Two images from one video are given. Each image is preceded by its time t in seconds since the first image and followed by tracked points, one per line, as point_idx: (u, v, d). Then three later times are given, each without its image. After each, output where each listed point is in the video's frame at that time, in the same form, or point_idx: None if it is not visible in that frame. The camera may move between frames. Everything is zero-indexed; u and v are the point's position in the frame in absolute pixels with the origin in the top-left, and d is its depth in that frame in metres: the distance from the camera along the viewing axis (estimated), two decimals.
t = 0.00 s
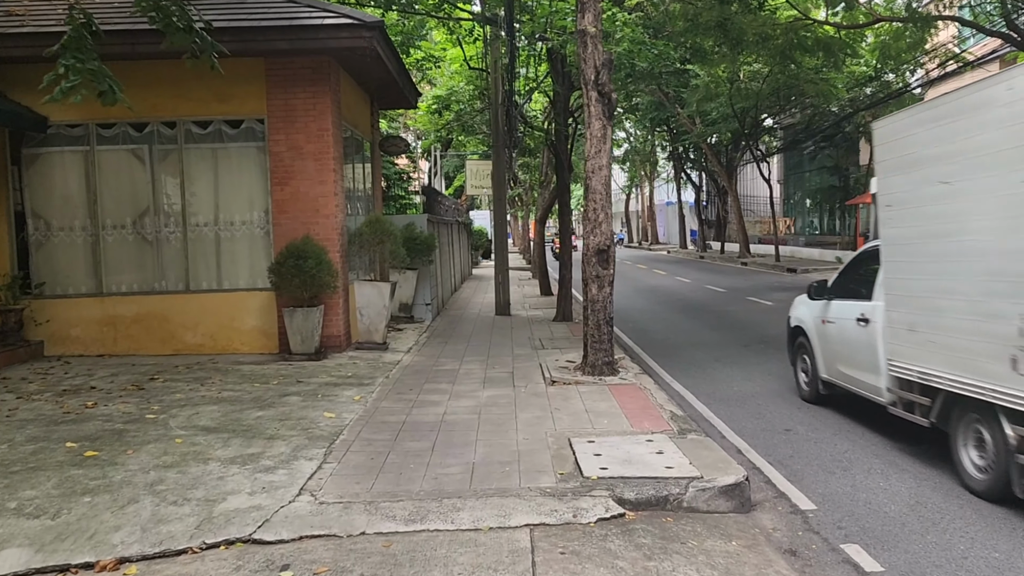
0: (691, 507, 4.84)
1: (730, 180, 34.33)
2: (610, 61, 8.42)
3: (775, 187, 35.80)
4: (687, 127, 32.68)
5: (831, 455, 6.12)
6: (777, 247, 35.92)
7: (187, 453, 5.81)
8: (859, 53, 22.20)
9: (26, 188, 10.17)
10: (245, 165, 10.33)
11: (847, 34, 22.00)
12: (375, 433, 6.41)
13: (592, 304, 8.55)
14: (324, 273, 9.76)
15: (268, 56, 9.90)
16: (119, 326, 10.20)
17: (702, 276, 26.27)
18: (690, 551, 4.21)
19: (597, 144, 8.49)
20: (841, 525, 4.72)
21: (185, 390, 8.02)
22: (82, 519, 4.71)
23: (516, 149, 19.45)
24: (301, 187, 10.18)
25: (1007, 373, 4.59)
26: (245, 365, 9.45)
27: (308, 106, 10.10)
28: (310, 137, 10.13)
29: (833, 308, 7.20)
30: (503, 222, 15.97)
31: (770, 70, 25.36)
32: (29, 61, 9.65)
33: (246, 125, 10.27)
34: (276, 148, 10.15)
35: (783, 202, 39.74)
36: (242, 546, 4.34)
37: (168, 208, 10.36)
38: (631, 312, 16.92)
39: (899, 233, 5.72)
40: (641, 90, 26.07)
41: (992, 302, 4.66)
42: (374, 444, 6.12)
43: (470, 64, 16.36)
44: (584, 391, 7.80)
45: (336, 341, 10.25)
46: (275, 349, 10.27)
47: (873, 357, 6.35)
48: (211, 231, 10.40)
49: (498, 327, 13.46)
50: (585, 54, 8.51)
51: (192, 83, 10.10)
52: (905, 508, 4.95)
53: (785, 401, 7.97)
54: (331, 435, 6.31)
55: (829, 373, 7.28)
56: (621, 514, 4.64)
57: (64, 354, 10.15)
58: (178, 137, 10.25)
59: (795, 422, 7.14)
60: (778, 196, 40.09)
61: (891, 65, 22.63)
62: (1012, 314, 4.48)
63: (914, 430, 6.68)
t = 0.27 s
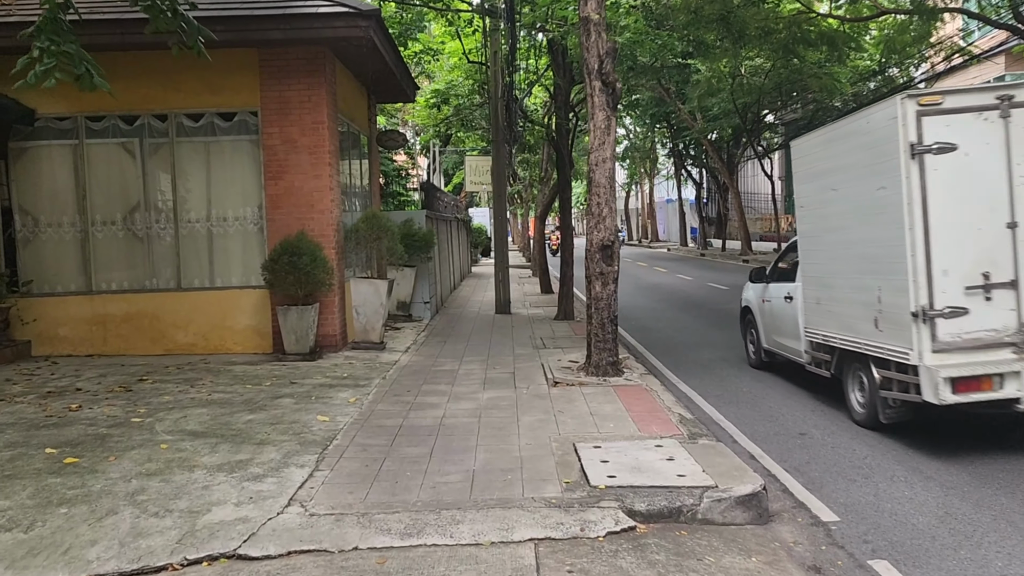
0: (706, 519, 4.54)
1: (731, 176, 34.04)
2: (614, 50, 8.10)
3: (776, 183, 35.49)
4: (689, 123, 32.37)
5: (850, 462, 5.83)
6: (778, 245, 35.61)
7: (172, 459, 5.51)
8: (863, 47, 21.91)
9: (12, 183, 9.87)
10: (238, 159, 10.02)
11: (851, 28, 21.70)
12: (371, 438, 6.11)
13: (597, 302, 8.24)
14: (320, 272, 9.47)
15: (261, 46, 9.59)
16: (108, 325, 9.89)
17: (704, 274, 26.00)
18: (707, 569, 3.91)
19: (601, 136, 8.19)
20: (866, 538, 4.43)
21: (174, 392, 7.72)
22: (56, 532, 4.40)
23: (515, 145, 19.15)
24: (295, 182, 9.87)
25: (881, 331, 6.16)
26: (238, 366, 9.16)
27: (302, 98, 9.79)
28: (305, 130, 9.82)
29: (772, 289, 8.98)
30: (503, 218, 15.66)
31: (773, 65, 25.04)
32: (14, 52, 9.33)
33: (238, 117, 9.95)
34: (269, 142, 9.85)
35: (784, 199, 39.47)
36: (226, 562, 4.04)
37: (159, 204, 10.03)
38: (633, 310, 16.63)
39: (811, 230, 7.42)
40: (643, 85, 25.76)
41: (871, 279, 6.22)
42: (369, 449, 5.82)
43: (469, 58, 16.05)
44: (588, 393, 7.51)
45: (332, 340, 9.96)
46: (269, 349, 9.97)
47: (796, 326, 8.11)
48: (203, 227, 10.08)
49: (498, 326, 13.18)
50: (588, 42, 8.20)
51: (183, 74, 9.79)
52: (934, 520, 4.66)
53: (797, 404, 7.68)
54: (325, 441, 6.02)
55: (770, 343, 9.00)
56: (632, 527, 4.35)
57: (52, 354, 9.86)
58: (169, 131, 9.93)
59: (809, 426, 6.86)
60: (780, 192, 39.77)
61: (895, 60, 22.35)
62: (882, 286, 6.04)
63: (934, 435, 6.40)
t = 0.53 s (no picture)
0: (722, 539, 4.26)
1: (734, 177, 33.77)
2: (620, 45, 7.82)
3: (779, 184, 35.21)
4: (691, 123, 32.07)
5: (869, 476, 5.55)
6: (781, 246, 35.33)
7: (156, 473, 5.24)
8: (868, 46, 21.64)
9: None
10: (232, 157, 9.75)
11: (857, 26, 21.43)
12: (367, 449, 5.83)
13: (601, 306, 7.96)
14: (316, 274, 9.19)
15: (256, 41, 9.31)
16: (98, 328, 9.61)
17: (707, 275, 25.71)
18: None
19: (607, 134, 7.91)
20: (893, 560, 4.15)
21: (163, 398, 7.44)
22: (29, 552, 4.12)
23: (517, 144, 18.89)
24: (291, 181, 9.60)
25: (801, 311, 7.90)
26: (231, 371, 8.87)
27: (298, 94, 9.52)
28: (300, 128, 9.54)
29: (730, 281, 10.74)
30: (504, 219, 15.38)
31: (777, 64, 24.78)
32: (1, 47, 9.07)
33: (232, 115, 9.68)
34: (264, 140, 9.57)
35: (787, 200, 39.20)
36: None
37: (150, 203, 9.76)
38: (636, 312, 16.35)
39: (759, 231, 9.10)
40: (645, 84, 25.49)
41: (795, 271, 7.91)
42: (365, 461, 5.54)
43: (469, 56, 15.78)
44: (593, 401, 7.23)
45: (328, 344, 9.67)
46: (264, 353, 9.69)
47: (748, 310, 9.86)
48: (195, 227, 9.81)
49: (499, 328, 12.90)
50: (592, 36, 7.92)
51: (175, 70, 9.51)
52: (964, 539, 4.38)
53: (810, 412, 7.40)
54: (318, 452, 5.74)
55: (729, 325, 10.70)
56: (644, 549, 4.07)
57: (40, 358, 9.58)
58: (160, 128, 9.66)
59: (824, 436, 6.58)
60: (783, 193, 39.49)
61: (901, 59, 22.08)
62: (801, 276, 7.75)
63: (956, 446, 6.12)
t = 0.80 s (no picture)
0: (745, 558, 3.95)
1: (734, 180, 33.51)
2: (628, 37, 7.53)
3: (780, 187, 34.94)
4: (692, 125, 31.82)
5: (895, 488, 5.25)
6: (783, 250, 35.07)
7: (139, 484, 4.92)
8: (872, 47, 21.39)
9: None
10: (226, 155, 9.45)
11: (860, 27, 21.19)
12: (364, 459, 5.50)
13: (608, 309, 7.66)
14: (312, 275, 8.88)
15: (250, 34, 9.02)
16: (86, 331, 9.29)
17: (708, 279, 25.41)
18: None
19: (614, 129, 7.61)
20: None
21: (151, 404, 7.13)
22: None
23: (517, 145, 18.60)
24: (287, 179, 9.29)
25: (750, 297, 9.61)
26: (223, 375, 8.55)
27: (293, 90, 9.22)
28: (296, 124, 9.25)
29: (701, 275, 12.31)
30: (504, 220, 15.08)
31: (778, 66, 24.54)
32: None
33: (226, 110, 9.37)
34: (258, 137, 9.27)
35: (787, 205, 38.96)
36: None
37: (140, 202, 9.44)
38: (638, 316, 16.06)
39: (719, 231, 10.73)
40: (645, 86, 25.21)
41: (745, 265, 9.58)
42: (360, 472, 5.23)
43: (469, 54, 15.50)
44: (600, 407, 6.93)
45: (324, 348, 9.35)
46: (257, 357, 9.37)
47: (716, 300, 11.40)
48: (187, 227, 9.49)
49: (499, 332, 12.60)
50: (598, 28, 7.63)
51: (166, 64, 9.21)
52: (1004, 558, 4.08)
53: (826, 420, 7.10)
54: (311, 462, 5.42)
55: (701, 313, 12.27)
56: (662, 569, 3.76)
57: (26, 362, 9.25)
58: (151, 125, 9.35)
59: (843, 445, 6.27)
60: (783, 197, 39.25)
61: (904, 61, 21.84)
62: (749, 268, 9.40)
63: (983, 456, 5.82)
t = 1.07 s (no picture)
0: None
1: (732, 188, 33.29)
2: (631, 37, 7.25)
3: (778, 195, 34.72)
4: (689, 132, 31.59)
5: (918, 511, 4.93)
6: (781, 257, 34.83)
7: (111, 510, 4.59)
8: (871, 53, 21.20)
9: None
10: (213, 160, 9.14)
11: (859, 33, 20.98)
12: (353, 481, 5.16)
13: (610, 319, 7.36)
14: (301, 284, 8.55)
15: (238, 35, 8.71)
16: (67, 342, 8.94)
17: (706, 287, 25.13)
18: None
19: (616, 133, 7.33)
20: None
21: (131, 420, 6.79)
22: None
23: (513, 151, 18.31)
24: (276, 184, 8.97)
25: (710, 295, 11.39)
26: (209, 388, 8.22)
27: (283, 92, 8.91)
28: (286, 128, 8.94)
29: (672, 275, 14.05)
30: (501, 227, 14.77)
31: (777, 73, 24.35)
32: None
33: (213, 114, 9.07)
34: (247, 141, 8.96)
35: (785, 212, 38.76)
36: None
37: (123, 208, 9.11)
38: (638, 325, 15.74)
39: (687, 239, 12.50)
40: (642, 92, 24.98)
41: (705, 268, 11.38)
42: (349, 495, 4.90)
43: (465, 59, 15.21)
44: (602, 423, 6.61)
45: (314, 359, 9.01)
46: (245, 369, 9.04)
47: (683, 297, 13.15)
48: (173, 234, 9.17)
49: (496, 342, 12.28)
50: (600, 27, 7.35)
51: (152, 66, 8.90)
52: None
53: (838, 435, 6.79)
54: (297, 484, 5.09)
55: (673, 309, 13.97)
56: None
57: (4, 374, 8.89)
58: (135, 129, 9.03)
59: (859, 463, 5.96)
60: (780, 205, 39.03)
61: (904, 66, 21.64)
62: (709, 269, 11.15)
63: (1008, 476, 5.52)
